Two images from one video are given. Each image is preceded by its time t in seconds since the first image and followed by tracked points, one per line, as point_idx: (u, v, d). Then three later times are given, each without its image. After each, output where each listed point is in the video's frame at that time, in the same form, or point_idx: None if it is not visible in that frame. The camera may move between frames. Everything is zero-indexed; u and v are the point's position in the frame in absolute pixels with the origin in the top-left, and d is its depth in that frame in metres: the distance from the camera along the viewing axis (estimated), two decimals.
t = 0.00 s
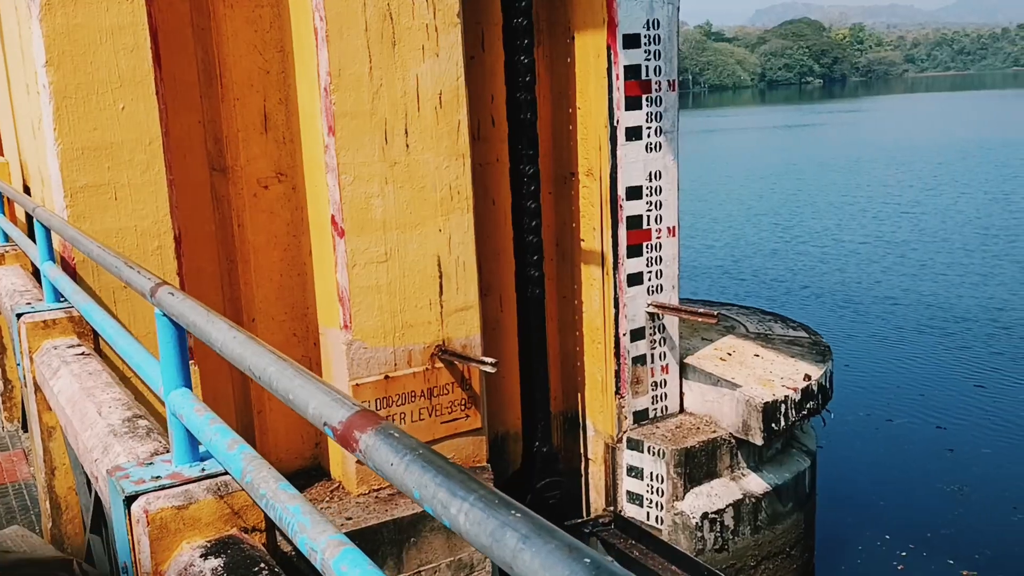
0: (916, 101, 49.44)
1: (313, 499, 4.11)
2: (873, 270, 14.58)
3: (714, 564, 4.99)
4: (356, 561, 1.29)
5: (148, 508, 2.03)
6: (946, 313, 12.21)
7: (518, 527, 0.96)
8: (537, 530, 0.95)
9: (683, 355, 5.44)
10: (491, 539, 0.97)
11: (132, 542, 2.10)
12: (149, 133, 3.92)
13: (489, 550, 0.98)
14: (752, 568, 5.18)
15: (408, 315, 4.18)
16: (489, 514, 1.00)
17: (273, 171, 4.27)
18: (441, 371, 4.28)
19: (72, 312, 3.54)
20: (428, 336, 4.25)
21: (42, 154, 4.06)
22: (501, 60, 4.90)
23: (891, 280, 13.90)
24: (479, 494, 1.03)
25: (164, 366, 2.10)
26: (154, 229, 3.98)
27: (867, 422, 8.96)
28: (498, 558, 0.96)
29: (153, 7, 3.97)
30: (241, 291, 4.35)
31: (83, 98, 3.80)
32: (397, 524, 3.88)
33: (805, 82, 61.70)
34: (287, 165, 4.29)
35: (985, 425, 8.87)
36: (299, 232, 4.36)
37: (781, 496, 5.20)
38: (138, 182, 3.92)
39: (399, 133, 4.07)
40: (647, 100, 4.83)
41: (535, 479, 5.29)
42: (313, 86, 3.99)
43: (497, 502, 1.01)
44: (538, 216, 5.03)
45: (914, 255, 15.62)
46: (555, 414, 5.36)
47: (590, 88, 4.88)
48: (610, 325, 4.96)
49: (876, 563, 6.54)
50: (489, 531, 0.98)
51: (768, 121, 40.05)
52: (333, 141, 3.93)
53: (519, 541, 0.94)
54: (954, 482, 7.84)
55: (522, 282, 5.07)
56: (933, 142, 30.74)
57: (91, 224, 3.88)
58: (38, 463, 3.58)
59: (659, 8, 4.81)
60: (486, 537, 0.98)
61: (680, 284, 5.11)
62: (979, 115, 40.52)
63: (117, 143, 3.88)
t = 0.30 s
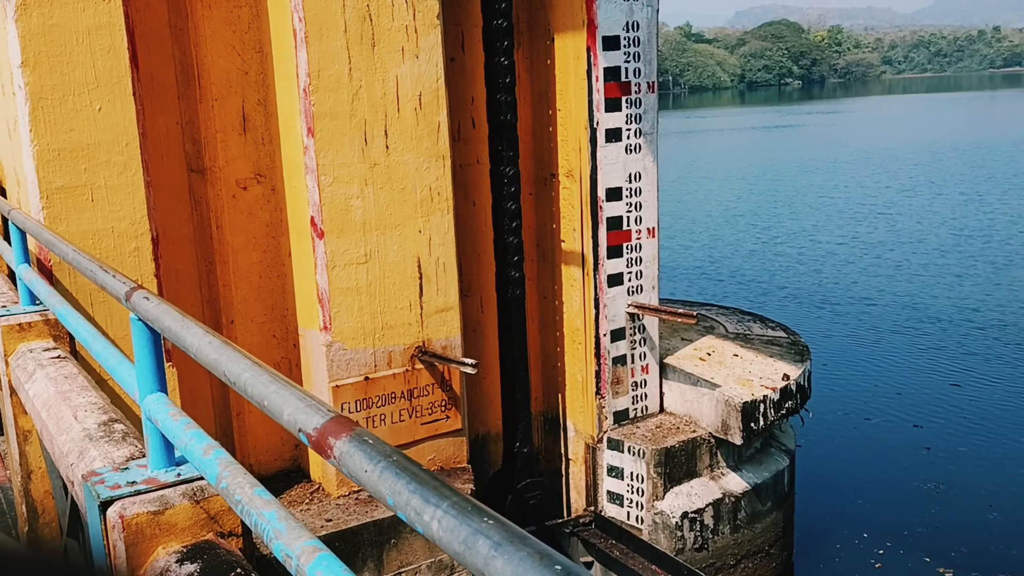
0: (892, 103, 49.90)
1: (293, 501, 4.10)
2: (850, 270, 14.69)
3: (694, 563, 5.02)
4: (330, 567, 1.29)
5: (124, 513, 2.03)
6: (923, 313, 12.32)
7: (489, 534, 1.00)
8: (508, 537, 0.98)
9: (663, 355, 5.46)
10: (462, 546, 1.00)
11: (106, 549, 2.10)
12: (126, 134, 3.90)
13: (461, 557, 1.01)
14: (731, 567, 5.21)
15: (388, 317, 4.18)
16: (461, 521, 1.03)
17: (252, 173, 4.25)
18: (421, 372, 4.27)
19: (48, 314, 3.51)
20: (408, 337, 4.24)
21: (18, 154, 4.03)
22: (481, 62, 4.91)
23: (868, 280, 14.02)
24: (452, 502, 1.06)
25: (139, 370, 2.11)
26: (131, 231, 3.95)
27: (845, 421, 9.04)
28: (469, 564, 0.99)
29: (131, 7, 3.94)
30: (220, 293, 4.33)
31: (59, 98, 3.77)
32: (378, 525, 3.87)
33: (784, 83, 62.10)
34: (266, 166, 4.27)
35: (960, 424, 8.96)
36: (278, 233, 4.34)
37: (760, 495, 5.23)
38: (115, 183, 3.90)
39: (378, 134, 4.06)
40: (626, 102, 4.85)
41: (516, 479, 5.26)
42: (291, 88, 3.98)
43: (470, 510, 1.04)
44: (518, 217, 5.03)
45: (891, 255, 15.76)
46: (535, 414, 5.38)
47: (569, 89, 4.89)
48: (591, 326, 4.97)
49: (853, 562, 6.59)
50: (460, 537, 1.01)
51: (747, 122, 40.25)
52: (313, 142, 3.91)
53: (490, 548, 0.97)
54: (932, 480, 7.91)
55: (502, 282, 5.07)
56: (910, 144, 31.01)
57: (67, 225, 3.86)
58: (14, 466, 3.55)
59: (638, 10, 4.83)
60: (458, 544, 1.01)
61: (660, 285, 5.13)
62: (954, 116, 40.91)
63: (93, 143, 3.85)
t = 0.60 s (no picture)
0: (867, 108, 50.32)
1: (270, 507, 4.07)
2: (826, 275, 14.79)
3: (672, 566, 5.04)
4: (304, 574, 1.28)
5: (97, 521, 2.09)
6: (897, 317, 12.43)
7: (461, 542, 1.03)
8: (480, 544, 1.01)
9: (641, 358, 5.48)
10: (435, 554, 1.03)
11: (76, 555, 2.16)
12: (101, 138, 3.87)
13: (432, 563, 1.04)
14: (710, 570, 5.23)
15: (366, 322, 4.17)
16: (432, 529, 1.06)
17: (229, 177, 4.23)
18: (399, 377, 4.26)
19: (20, 320, 3.48)
20: (386, 342, 4.23)
21: None
22: (459, 66, 4.91)
23: (844, 285, 14.12)
24: (424, 510, 1.10)
25: (113, 377, 2.15)
26: (106, 235, 3.93)
27: (821, 424, 9.09)
28: (441, 571, 1.02)
29: (105, 9, 3.91)
30: (197, 298, 4.30)
31: (33, 102, 3.75)
32: (355, 531, 3.84)
33: (760, 88, 62.47)
34: (243, 170, 4.25)
35: (935, 426, 9.04)
36: (255, 238, 4.32)
37: (738, 498, 5.26)
38: (89, 187, 3.87)
39: (356, 138, 4.05)
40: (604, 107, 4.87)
41: (494, 484, 5.28)
42: (268, 91, 3.96)
43: (441, 517, 1.08)
44: (497, 222, 5.03)
45: (865, 260, 15.89)
46: (514, 419, 5.36)
47: (548, 94, 4.90)
48: (570, 330, 4.98)
49: (830, 564, 6.63)
50: (432, 545, 1.05)
51: (723, 127, 40.45)
52: (290, 146, 3.90)
53: (462, 555, 1.01)
54: (907, 482, 7.97)
55: (481, 287, 5.07)
56: (883, 149, 31.29)
57: (41, 230, 3.83)
58: None
59: (616, 15, 4.84)
60: (430, 551, 1.04)
61: (638, 289, 5.14)
62: (929, 122, 41.31)
63: (67, 147, 3.82)
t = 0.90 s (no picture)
0: (840, 116, 50.83)
1: (244, 516, 4.04)
2: (800, 281, 14.90)
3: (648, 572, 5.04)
4: None
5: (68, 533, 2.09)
6: (870, 323, 12.55)
7: (430, 552, 1.06)
8: (448, 555, 1.04)
9: (617, 365, 5.49)
10: (404, 564, 1.06)
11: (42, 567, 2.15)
12: (72, 145, 3.87)
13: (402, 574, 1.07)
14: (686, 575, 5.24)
15: (342, 329, 4.15)
16: (402, 540, 1.09)
17: (202, 183, 4.19)
18: (375, 385, 4.25)
19: None
20: (362, 350, 4.21)
21: None
22: (435, 72, 4.90)
23: (817, 291, 14.23)
24: (394, 520, 1.13)
25: (82, 386, 2.13)
26: (76, 242, 3.93)
27: (795, 430, 9.16)
28: None
29: (77, 14, 3.89)
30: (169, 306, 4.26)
31: (4, 107, 3.75)
32: (330, 540, 3.82)
33: (735, 95, 62.92)
34: (217, 176, 4.21)
35: (907, 431, 9.13)
36: (229, 244, 4.29)
37: (713, 503, 5.28)
38: (60, 194, 3.87)
39: (331, 144, 4.04)
40: (580, 113, 4.88)
41: (470, 491, 5.25)
42: (242, 97, 3.94)
43: (411, 528, 1.10)
44: (473, 228, 5.02)
45: (838, 267, 16.02)
46: (490, 426, 5.37)
47: (524, 101, 4.91)
48: (546, 336, 4.98)
49: (804, 568, 6.67)
50: (403, 556, 1.07)
51: (698, 134, 40.69)
52: (264, 152, 3.88)
53: (431, 566, 1.03)
54: (881, 486, 8.04)
55: (456, 293, 5.06)
56: (856, 156, 31.60)
57: (10, 235, 3.82)
58: None
59: (591, 23, 4.85)
60: (400, 561, 1.07)
61: (614, 295, 5.15)
62: (900, 130, 41.77)
63: (38, 153, 3.82)
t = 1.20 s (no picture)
0: (813, 126, 51.27)
1: (219, 526, 4.01)
2: (775, 290, 15.01)
3: None
4: None
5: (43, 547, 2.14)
6: (843, 332, 12.65)
7: (402, 564, 1.08)
8: (420, 566, 1.06)
9: (595, 373, 5.50)
10: None
11: None
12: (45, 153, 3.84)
13: None
14: None
15: (319, 338, 4.13)
16: (374, 552, 1.11)
17: (177, 192, 4.17)
18: (352, 394, 4.23)
19: None
20: (339, 359, 4.20)
21: None
22: (413, 82, 4.91)
23: (792, 300, 14.34)
24: (366, 532, 1.15)
25: (55, 398, 2.16)
26: (50, 251, 3.90)
27: (771, 437, 9.22)
28: None
29: (51, 23, 3.86)
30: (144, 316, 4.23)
31: None
32: (306, 551, 3.79)
33: (710, 106, 63.41)
34: (192, 186, 4.20)
35: (882, 438, 9.20)
36: (205, 253, 4.26)
37: (690, 511, 5.29)
38: (34, 203, 3.84)
39: (308, 153, 4.03)
40: (557, 123, 4.89)
41: (448, 500, 5.24)
42: (218, 105, 3.92)
43: (383, 539, 1.13)
44: (451, 237, 5.02)
45: (812, 276, 16.15)
46: (467, 434, 5.38)
47: (501, 110, 4.93)
48: (523, 345, 4.99)
49: None
50: (374, 567, 1.10)
51: (674, 144, 40.96)
52: (240, 161, 3.86)
53: None
54: (856, 492, 8.08)
55: (434, 301, 5.05)
56: (829, 167, 31.88)
57: None
58: None
59: (568, 33, 4.87)
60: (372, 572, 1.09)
61: (592, 304, 5.16)
62: (873, 140, 42.22)
63: (11, 162, 3.79)
